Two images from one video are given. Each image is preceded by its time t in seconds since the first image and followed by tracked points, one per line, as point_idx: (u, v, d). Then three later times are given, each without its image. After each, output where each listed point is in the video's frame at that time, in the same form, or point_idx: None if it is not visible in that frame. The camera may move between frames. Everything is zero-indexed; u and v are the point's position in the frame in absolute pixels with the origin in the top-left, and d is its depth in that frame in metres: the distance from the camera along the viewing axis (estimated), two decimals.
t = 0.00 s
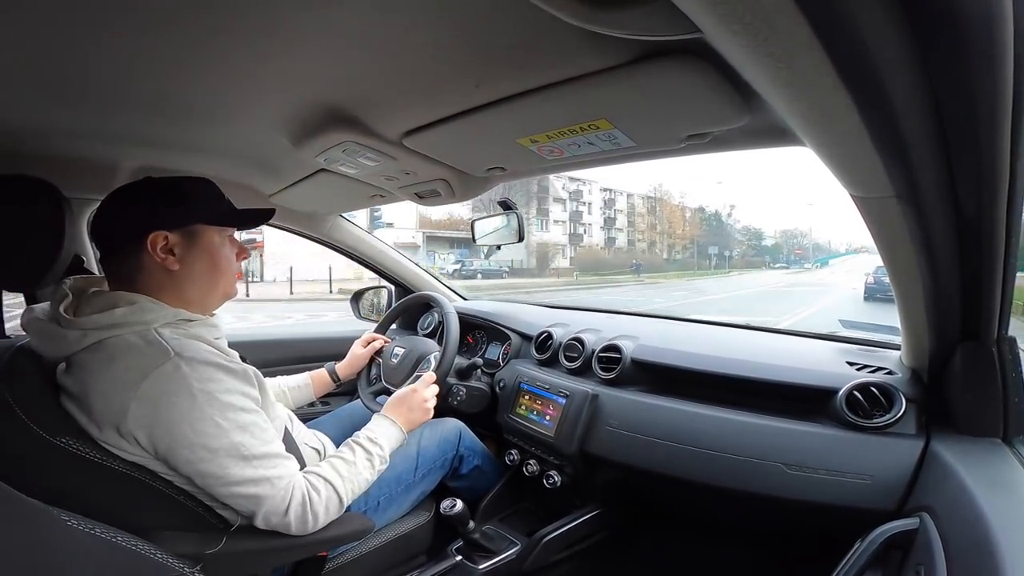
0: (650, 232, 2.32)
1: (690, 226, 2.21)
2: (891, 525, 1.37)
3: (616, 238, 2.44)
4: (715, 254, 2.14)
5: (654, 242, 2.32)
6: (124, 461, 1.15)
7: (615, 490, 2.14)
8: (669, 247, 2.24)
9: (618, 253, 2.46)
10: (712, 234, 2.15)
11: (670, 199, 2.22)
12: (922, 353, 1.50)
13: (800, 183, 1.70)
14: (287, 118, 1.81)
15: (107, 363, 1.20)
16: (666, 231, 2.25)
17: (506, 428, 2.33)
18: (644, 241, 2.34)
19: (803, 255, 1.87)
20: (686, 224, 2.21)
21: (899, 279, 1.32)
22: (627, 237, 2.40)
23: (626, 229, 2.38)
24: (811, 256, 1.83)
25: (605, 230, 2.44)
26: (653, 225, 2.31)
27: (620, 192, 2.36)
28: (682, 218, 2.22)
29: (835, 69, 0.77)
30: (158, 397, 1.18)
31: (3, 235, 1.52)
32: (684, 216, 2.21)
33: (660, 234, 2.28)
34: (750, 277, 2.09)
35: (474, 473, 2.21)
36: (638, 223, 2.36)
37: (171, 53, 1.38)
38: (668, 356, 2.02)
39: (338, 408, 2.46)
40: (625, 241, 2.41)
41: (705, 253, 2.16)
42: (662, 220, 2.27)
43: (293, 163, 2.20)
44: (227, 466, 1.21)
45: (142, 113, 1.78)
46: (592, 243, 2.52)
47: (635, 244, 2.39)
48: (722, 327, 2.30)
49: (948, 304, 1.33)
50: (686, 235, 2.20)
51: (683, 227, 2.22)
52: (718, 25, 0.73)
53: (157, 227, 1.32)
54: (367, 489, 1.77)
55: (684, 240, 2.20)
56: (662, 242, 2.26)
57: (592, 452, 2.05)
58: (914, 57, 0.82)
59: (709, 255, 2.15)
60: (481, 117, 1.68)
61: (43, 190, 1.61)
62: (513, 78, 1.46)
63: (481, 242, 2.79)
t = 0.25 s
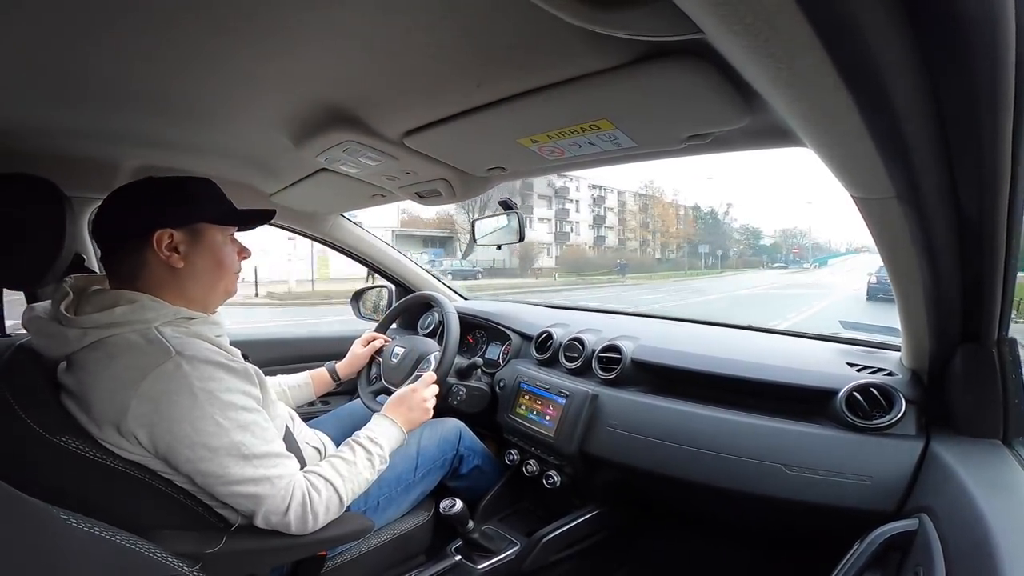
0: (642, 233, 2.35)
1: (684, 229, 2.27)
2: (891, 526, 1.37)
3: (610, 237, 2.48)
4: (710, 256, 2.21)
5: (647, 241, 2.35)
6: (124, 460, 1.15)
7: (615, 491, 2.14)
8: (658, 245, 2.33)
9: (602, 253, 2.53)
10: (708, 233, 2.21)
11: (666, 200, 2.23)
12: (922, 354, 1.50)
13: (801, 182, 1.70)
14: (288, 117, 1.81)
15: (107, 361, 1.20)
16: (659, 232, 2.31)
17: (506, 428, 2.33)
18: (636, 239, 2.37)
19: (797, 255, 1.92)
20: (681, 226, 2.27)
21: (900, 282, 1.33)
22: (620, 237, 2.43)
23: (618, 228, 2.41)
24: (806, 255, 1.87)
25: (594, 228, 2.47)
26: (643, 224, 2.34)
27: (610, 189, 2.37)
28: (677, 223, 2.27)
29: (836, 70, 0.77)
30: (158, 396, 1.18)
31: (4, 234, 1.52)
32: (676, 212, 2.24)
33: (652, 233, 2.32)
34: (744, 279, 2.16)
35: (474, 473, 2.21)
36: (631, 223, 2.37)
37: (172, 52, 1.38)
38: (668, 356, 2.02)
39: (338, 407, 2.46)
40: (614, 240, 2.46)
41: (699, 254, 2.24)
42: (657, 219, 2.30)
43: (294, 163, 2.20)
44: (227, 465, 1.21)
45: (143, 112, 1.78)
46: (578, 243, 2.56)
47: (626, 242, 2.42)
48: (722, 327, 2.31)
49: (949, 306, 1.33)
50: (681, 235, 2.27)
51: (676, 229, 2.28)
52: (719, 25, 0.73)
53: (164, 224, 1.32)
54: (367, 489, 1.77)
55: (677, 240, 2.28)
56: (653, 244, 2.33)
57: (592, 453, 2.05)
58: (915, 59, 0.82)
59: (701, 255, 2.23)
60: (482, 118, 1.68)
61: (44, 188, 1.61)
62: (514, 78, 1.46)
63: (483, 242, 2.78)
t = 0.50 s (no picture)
0: (632, 231, 2.28)
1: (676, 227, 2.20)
2: (891, 524, 1.37)
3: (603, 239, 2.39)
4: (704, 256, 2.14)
5: (637, 240, 2.28)
6: (126, 460, 1.15)
7: (616, 489, 2.15)
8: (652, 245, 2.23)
9: (585, 253, 2.45)
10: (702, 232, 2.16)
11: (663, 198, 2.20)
12: (922, 352, 1.51)
13: (801, 180, 1.71)
14: (287, 117, 1.80)
15: (108, 362, 1.20)
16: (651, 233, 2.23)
17: (507, 426, 2.33)
18: (626, 238, 2.30)
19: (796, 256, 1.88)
20: (673, 225, 2.20)
21: (900, 279, 1.33)
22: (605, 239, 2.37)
23: (606, 226, 2.34)
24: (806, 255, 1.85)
25: (581, 227, 2.39)
26: (636, 223, 2.28)
27: (598, 187, 2.31)
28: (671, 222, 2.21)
29: (836, 68, 0.77)
30: (159, 396, 1.18)
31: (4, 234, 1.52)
32: (666, 211, 2.21)
33: (643, 232, 2.25)
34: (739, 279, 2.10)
35: (475, 472, 2.21)
36: (623, 218, 2.30)
37: (172, 52, 1.38)
38: (669, 354, 2.02)
39: (338, 406, 2.46)
40: (602, 241, 2.38)
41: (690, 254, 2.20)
42: (648, 216, 2.26)
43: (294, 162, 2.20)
44: (228, 465, 1.21)
45: (144, 112, 1.78)
46: (563, 242, 2.53)
47: (615, 242, 2.35)
48: (722, 325, 2.30)
49: (949, 304, 1.33)
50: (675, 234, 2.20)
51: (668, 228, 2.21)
52: (719, 24, 0.73)
53: (175, 226, 1.33)
54: (368, 489, 1.78)
55: (670, 239, 2.21)
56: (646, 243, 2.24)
57: (592, 451, 2.05)
58: (915, 58, 0.82)
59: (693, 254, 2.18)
60: (482, 116, 1.68)
61: (45, 188, 1.61)
62: (515, 77, 1.46)
63: (482, 241, 2.79)
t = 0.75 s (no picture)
0: (622, 229, 2.37)
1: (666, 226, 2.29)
2: (892, 525, 1.37)
3: (602, 237, 2.47)
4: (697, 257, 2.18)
5: (628, 240, 2.36)
6: (125, 460, 1.15)
7: (616, 490, 2.14)
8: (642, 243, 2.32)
9: (569, 252, 2.60)
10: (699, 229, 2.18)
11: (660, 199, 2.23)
12: (923, 353, 1.51)
13: (800, 180, 1.71)
14: (288, 117, 1.80)
15: (108, 362, 1.20)
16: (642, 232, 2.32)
17: (507, 427, 2.33)
18: (616, 237, 2.39)
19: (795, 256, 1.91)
20: (665, 224, 2.29)
21: (900, 278, 1.33)
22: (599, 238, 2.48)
23: (592, 224, 2.47)
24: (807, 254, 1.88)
25: (569, 226, 2.54)
26: (625, 220, 2.36)
27: (585, 183, 2.40)
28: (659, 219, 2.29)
29: (835, 69, 0.77)
30: (158, 396, 1.18)
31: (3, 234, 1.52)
32: (656, 207, 2.26)
33: (634, 231, 2.33)
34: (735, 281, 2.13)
35: (474, 473, 2.21)
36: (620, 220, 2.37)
37: (171, 53, 1.38)
38: (668, 355, 2.02)
39: (338, 407, 2.46)
40: (591, 240, 2.51)
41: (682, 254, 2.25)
42: (637, 215, 2.32)
43: (294, 163, 2.20)
44: (227, 465, 1.21)
45: (144, 113, 1.78)
46: (547, 241, 2.67)
47: (605, 240, 2.46)
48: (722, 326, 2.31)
49: (950, 305, 1.33)
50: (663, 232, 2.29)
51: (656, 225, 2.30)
52: (720, 25, 0.73)
53: (173, 225, 1.33)
54: (367, 489, 1.78)
55: (661, 237, 2.30)
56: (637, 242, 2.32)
57: (592, 452, 2.05)
58: (915, 58, 0.82)
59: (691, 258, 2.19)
60: (483, 117, 1.67)
61: (44, 189, 1.61)
62: (515, 78, 1.46)
63: (483, 241, 2.83)
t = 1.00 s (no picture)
0: (612, 229, 2.37)
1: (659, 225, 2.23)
2: (891, 526, 1.37)
3: (592, 235, 2.45)
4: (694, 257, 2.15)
5: (618, 239, 2.38)
6: (125, 460, 1.15)
7: (616, 490, 2.14)
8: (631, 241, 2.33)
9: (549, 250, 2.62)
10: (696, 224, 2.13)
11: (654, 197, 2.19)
12: (923, 353, 1.50)
13: (800, 179, 1.71)
14: (288, 117, 1.81)
15: (108, 361, 1.20)
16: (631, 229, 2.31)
17: (507, 427, 2.33)
18: (606, 236, 2.40)
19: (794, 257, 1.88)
20: (657, 222, 2.23)
21: (900, 278, 1.33)
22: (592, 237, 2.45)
23: (578, 222, 2.46)
24: (807, 254, 1.84)
25: (554, 223, 2.53)
26: (616, 219, 2.34)
27: (573, 180, 2.41)
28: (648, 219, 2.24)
29: (835, 69, 0.77)
30: (159, 396, 1.18)
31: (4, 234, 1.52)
32: (647, 204, 2.23)
33: (624, 230, 2.33)
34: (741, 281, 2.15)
35: (474, 473, 2.21)
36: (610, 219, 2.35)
37: (173, 53, 1.38)
38: (668, 355, 2.02)
39: (338, 407, 2.46)
40: (578, 238, 2.50)
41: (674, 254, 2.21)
42: (626, 214, 2.30)
43: (294, 163, 2.20)
44: (227, 465, 1.21)
45: (144, 113, 1.78)
46: (529, 241, 2.66)
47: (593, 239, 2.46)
48: (722, 326, 2.30)
49: (950, 305, 1.33)
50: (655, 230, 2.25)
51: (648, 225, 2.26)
52: (720, 25, 0.73)
53: (173, 223, 1.33)
54: (367, 489, 1.78)
55: (652, 237, 2.26)
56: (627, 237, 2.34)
57: (593, 452, 2.05)
58: (915, 58, 0.82)
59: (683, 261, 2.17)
60: (484, 117, 1.68)
61: (45, 189, 1.61)
62: (516, 78, 1.46)
63: (483, 241, 2.81)
